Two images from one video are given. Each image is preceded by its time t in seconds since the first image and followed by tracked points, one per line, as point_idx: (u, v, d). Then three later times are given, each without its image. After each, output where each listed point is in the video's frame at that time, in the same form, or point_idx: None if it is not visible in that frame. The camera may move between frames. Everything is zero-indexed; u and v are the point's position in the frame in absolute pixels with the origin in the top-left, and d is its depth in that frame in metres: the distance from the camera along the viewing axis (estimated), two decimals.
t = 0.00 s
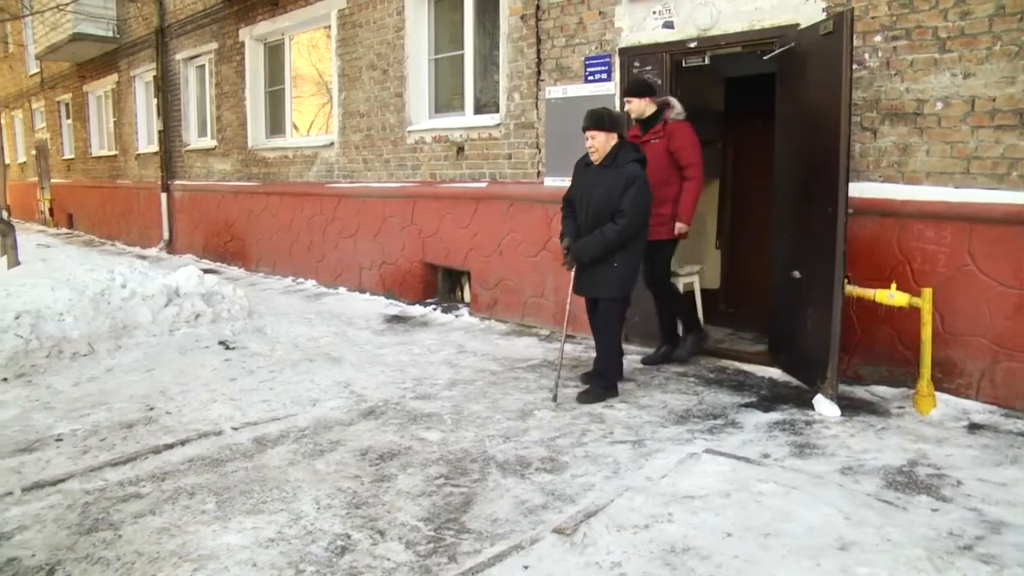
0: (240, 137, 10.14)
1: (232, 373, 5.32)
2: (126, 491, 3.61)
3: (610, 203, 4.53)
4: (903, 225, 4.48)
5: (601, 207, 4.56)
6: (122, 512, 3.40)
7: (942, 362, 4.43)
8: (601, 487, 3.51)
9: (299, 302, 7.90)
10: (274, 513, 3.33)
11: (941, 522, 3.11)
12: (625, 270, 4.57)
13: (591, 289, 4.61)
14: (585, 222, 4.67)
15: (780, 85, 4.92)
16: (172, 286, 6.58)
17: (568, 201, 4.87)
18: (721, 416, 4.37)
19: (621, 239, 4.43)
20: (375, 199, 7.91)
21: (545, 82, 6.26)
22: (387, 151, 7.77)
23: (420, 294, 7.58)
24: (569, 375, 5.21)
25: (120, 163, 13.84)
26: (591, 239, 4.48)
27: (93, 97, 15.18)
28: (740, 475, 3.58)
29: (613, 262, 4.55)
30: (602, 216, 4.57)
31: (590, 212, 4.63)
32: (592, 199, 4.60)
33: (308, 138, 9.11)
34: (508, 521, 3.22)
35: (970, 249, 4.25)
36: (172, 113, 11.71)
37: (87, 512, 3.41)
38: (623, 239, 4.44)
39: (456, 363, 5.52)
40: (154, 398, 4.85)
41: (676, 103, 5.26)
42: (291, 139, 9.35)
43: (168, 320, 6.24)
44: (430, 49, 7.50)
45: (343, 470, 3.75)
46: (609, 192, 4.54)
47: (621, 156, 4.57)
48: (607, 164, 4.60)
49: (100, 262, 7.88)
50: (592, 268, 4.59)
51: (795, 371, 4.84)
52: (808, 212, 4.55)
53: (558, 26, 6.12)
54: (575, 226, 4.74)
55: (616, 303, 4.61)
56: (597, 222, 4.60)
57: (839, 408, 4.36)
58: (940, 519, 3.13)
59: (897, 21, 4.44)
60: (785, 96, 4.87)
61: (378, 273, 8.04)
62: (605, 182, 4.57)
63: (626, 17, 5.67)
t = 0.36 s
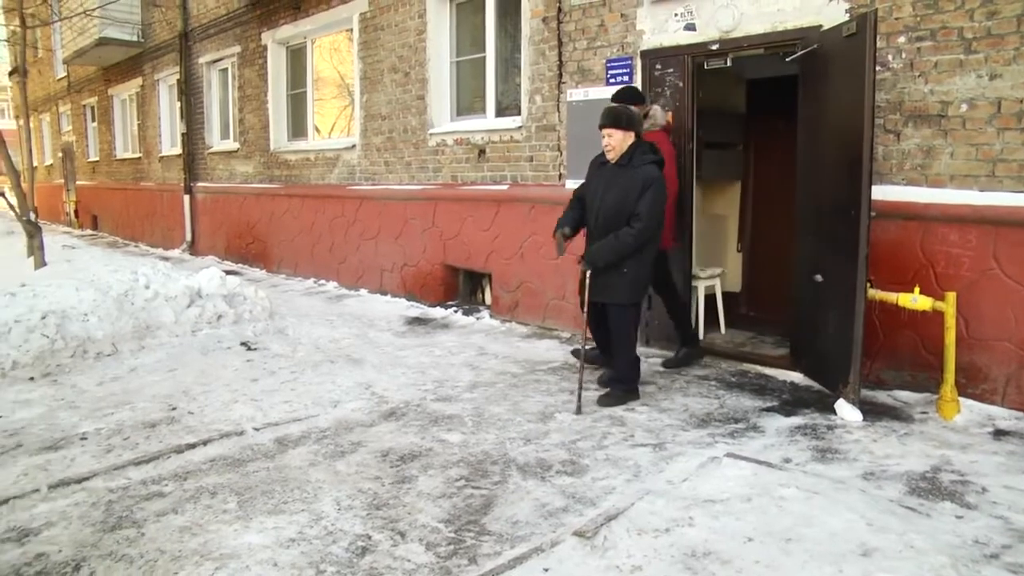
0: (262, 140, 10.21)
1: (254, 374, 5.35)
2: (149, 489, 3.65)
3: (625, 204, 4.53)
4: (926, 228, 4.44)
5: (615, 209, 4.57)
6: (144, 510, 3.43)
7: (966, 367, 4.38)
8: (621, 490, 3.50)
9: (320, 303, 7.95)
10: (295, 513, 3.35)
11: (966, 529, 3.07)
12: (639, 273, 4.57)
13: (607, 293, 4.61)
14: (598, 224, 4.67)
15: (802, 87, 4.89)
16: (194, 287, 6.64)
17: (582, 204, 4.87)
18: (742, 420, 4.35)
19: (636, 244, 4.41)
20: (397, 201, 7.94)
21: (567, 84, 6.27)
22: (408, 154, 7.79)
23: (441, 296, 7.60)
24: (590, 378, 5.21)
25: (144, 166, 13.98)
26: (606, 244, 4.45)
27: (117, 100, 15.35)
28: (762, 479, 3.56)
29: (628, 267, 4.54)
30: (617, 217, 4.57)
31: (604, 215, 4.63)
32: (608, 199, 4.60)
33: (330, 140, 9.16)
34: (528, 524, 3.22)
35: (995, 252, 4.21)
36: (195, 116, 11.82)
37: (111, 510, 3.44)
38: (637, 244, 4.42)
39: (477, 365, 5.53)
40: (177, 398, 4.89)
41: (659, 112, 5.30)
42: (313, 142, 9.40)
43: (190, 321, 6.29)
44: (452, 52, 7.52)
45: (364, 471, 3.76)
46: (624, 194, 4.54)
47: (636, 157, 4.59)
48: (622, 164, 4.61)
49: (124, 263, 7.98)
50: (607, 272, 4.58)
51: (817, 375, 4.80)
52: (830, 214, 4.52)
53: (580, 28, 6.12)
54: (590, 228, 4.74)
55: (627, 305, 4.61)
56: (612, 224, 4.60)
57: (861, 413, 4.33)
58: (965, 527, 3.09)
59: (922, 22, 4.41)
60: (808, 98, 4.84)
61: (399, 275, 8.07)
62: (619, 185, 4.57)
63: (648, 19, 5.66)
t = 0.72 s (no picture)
0: (271, 142, 10.24)
1: (262, 375, 5.37)
2: (156, 490, 3.66)
3: (618, 207, 4.45)
4: (935, 230, 4.43)
5: (608, 212, 4.49)
6: (152, 511, 3.44)
7: (975, 370, 4.36)
8: (628, 493, 3.50)
9: (328, 305, 7.96)
10: (302, 515, 3.36)
11: (975, 533, 3.05)
12: (633, 275, 4.52)
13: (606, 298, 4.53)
14: (590, 228, 4.58)
15: (811, 89, 4.88)
16: (202, 288, 6.66)
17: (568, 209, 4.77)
18: (749, 423, 4.34)
19: (641, 246, 4.32)
20: (404, 204, 7.96)
21: (575, 87, 6.27)
22: (417, 156, 7.80)
23: (449, 298, 7.61)
24: (598, 380, 5.21)
25: (152, 168, 14.03)
26: (608, 247, 4.32)
27: (126, 103, 15.42)
28: (769, 482, 3.55)
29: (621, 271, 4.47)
30: (610, 221, 4.49)
31: (597, 219, 4.53)
32: (597, 203, 4.53)
33: (338, 142, 9.18)
34: (535, 526, 3.22)
35: (1005, 255, 4.19)
36: (203, 119, 11.86)
37: (119, 511, 3.46)
38: (641, 246, 4.33)
39: (484, 367, 5.53)
40: (184, 399, 4.91)
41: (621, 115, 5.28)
42: (321, 144, 9.42)
43: (198, 322, 6.32)
44: (460, 54, 7.53)
45: (371, 473, 3.77)
46: (617, 197, 4.45)
47: (622, 158, 4.52)
48: (609, 166, 4.54)
49: (133, 265, 8.02)
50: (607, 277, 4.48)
51: (825, 377, 4.79)
52: (839, 216, 4.51)
53: (588, 30, 6.13)
54: (580, 234, 4.64)
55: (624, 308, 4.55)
56: (605, 228, 4.51)
57: (870, 416, 4.31)
58: (974, 531, 3.08)
59: (931, 23, 4.39)
60: (817, 100, 4.83)
61: (406, 277, 8.08)
62: (611, 188, 4.48)
63: (656, 21, 5.66)
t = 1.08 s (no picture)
0: (292, 143, 10.30)
1: (283, 374, 5.40)
2: (179, 487, 3.69)
3: (607, 208, 4.39)
4: (959, 231, 4.38)
5: (597, 214, 4.43)
6: (174, 507, 3.47)
7: (1000, 373, 4.30)
8: (649, 494, 3.49)
9: (349, 305, 8.00)
10: (323, 513, 3.38)
11: (1000, 539, 3.02)
12: (627, 276, 4.45)
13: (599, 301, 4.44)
14: (580, 231, 4.52)
15: (833, 89, 4.84)
16: (224, 288, 6.72)
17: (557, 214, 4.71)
18: (771, 425, 4.32)
19: (633, 244, 4.27)
20: (425, 204, 7.98)
21: (596, 87, 6.27)
22: (437, 156, 7.82)
23: (469, 298, 7.63)
24: (619, 381, 5.20)
25: (175, 168, 14.16)
26: (601, 246, 4.26)
27: (149, 104, 15.57)
28: (791, 485, 3.53)
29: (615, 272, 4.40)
30: (599, 223, 4.42)
31: (587, 221, 4.47)
32: (586, 206, 4.48)
33: (359, 143, 9.22)
34: (556, 527, 3.22)
35: None
36: (225, 120, 11.95)
37: (142, 507, 3.49)
38: (634, 244, 4.29)
39: (505, 367, 5.54)
40: (206, 397, 4.95)
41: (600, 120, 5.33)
42: (342, 145, 9.46)
43: (220, 321, 6.37)
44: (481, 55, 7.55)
45: (392, 472, 3.78)
46: (606, 199, 4.39)
47: (609, 159, 4.48)
48: (597, 167, 4.49)
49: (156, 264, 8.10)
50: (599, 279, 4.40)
51: (847, 380, 4.76)
52: (861, 217, 4.47)
53: (609, 31, 6.12)
54: (570, 238, 4.56)
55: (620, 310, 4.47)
56: (595, 230, 4.45)
57: (892, 420, 4.28)
58: (999, 537, 3.04)
59: (956, 22, 4.35)
60: (839, 101, 4.79)
61: (427, 277, 8.11)
62: (599, 190, 4.43)
63: (677, 21, 5.64)
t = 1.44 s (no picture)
0: (311, 143, 10.35)
1: (302, 373, 5.43)
2: (198, 484, 3.72)
3: (606, 208, 4.34)
4: (982, 232, 4.34)
5: (596, 215, 4.37)
6: (193, 505, 3.50)
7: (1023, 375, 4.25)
8: (667, 496, 3.48)
9: (367, 304, 8.03)
10: (341, 512, 3.39)
11: None
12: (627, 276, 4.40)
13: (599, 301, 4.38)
14: (580, 233, 4.46)
15: (853, 88, 4.80)
16: (244, 287, 6.77)
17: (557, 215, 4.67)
18: (789, 427, 4.29)
19: (632, 244, 4.23)
20: (443, 204, 8.00)
21: (615, 87, 6.26)
22: (456, 156, 7.83)
23: (488, 298, 7.63)
24: (637, 382, 5.19)
25: (195, 168, 14.27)
26: (602, 247, 4.23)
27: (170, 105, 15.70)
28: (810, 487, 3.51)
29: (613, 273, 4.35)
30: (599, 223, 4.37)
31: (587, 222, 4.41)
32: (584, 207, 4.43)
33: (378, 143, 9.25)
34: (573, 527, 3.22)
35: None
36: (245, 120, 12.03)
37: (162, 504, 3.52)
38: (634, 244, 4.25)
39: (524, 367, 5.54)
40: (225, 396, 4.98)
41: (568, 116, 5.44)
42: (361, 144, 9.50)
43: (239, 320, 6.41)
44: (500, 55, 7.55)
45: (409, 472, 3.79)
46: (605, 199, 4.34)
47: (608, 159, 4.42)
48: (596, 167, 4.43)
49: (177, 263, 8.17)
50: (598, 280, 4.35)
51: (866, 382, 4.72)
52: (881, 218, 4.44)
53: (628, 30, 6.11)
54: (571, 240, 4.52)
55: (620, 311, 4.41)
56: (595, 231, 4.40)
57: (913, 422, 4.24)
58: (1022, 542, 3.00)
59: (980, 20, 4.30)
60: (859, 100, 4.75)
61: (446, 276, 8.12)
62: (599, 190, 4.37)
63: (696, 21, 5.63)
